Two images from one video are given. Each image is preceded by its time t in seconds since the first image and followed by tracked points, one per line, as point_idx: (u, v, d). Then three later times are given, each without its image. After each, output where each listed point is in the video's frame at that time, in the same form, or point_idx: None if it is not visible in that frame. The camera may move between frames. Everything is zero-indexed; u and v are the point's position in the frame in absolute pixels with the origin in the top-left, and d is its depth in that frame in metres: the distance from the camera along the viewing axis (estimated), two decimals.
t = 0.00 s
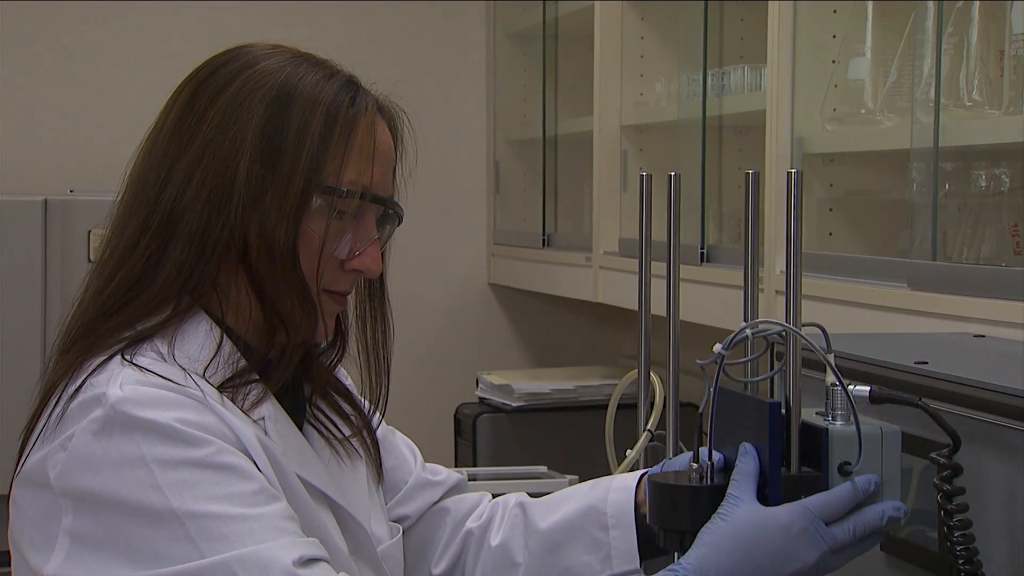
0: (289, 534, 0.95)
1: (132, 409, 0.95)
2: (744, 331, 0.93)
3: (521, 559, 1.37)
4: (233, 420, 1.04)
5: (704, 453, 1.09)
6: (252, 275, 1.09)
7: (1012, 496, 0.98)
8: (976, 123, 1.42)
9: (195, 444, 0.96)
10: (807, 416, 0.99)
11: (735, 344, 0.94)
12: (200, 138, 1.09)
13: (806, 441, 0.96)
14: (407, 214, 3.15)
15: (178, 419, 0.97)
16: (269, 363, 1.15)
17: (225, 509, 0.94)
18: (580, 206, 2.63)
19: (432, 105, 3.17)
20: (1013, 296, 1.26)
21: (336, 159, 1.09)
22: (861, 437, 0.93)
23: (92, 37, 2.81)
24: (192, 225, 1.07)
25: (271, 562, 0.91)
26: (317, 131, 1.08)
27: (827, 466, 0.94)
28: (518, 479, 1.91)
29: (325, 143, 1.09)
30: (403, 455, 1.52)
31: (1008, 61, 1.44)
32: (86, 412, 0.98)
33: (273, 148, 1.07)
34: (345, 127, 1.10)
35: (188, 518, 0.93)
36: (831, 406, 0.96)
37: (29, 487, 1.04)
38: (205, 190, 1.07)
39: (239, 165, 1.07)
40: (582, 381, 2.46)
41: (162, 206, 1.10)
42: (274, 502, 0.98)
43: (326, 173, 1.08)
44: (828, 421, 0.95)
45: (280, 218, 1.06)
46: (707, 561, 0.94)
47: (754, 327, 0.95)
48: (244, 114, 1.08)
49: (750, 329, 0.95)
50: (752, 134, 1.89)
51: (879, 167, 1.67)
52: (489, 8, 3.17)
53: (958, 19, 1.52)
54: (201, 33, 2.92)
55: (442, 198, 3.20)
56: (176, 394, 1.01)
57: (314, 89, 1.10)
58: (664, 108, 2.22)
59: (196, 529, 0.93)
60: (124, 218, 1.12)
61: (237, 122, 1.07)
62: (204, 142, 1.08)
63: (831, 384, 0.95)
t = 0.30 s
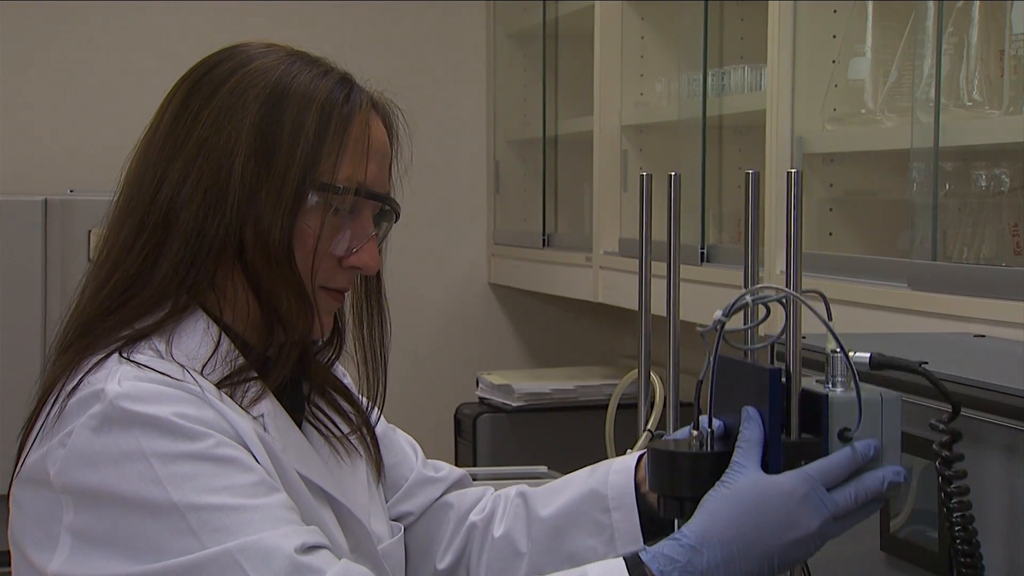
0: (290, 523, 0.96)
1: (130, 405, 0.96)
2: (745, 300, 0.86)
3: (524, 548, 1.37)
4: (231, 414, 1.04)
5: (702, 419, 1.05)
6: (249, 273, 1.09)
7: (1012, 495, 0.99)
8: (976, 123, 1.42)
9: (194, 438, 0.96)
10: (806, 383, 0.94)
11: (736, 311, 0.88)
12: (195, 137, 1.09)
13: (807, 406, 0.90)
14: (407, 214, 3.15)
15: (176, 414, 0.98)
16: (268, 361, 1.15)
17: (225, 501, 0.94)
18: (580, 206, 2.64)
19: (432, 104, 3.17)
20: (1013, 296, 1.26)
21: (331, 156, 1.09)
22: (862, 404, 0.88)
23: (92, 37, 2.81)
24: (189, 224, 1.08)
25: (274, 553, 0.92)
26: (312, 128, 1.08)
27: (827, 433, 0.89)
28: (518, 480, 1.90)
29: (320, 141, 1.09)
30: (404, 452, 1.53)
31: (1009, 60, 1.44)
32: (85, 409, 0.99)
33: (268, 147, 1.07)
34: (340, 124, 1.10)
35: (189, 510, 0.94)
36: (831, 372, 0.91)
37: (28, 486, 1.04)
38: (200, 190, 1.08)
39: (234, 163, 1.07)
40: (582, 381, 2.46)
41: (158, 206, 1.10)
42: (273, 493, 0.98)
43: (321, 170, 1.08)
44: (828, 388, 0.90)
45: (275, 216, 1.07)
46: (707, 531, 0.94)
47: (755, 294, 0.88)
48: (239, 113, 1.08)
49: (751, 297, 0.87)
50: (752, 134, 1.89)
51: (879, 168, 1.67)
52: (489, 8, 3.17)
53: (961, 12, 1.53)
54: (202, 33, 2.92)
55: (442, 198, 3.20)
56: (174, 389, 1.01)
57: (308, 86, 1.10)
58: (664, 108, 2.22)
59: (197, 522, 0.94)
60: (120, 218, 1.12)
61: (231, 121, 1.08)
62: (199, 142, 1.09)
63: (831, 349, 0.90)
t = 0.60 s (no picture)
0: (295, 505, 0.97)
1: (129, 398, 0.97)
2: (744, 244, 0.88)
3: (532, 529, 1.36)
4: (230, 406, 1.05)
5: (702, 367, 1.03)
6: (244, 269, 1.11)
7: (1014, 496, 0.98)
8: (975, 123, 1.42)
9: (195, 428, 0.97)
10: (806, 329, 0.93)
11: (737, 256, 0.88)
12: (184, 137, 1.11)
13: (807, 352, 0.90)
14: (407, 214, 3.15)
15: (176, 405, 0.99)
16: (266, 359, 1.16)
17: (229, 487, 0.95)
18: (580, 205, 2.64)
19: (432, 104, 3.16)
20: (1013, 296, 1.26)
21: (320, 148, 1.11)
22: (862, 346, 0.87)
23: (93, 37, 2.81)
24: (182, 223, 1.10)
25: (278, 532, 0.92)
26: (299, 121, 1.10)
27: (827, 377, 0.88)
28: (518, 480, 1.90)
29: (308, 134, 1.10)
30: (408, 447, 1.54)
31: (1008, 60, 1.45)
32: (84, 404, 1.00)
33: (256, 142, 1.09)
34: (328, 116, 1.11)
35: (192, 498, 0.94)
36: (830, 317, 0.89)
37: (32, 485, 1.05)
38: (192, 189, 1.10)
39: (223, 161, 1.09)
40: (582, 381, 2.45)
41: (151, 207, 1.12)
42: (275, 480, 0.99)
43: (310, 163, 1.10)
44: (828, 333, 0.88)
45: (267, 210, 1.08)
46: (710, 478, 0.94)
47: (754, 240, 0.89)
48: (226, 110, 1.10)
49: (749, 241, 0.89)
50: (752, 134, 1.89)
51: (879, 167, 1.67)
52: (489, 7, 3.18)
53: (961, 12, 1.56)
54: (202, 33, 2.92)
55: (442, 197, 3.20)
56: (174, 382, 1.02)
57: (293, 80, 1.12)
58: (664, 108, 2.22)
59: (202, 510, 0.94)
60: (114, 221, 1.15)
61: (219, 118, 1.10)
62: (189, 142, 1.11)
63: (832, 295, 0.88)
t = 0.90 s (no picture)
0: (299, 477, 0.98)
1: (132, 384, 0.98)
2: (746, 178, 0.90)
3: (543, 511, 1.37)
4: (233, 393, 1.06)
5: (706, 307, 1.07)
6: (241, 265, 1.12)
7: (1014, 496, 0.98)
8: (975, 123, 1.42)
9: (196, 410, 0.98)
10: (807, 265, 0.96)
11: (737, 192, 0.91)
12: (173, 137, 1.13)
13: (807, 285, 0.93)
14: (408, 214, 3.16)
15: (178, 389, 0.99)
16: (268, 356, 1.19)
17: (232, 465, 0.95)
18: (580, 206, 2.64)
19: (432, 104, 3.16)
20: (1013, 296, 1.26)
21: (306, 139, 1.11)
22: (862, 280, 0.91)
23: (93, 37, 2.81)
24: (175, 224, 1.11)
25: (285, 501, 0.93)
26: (282, 113, 1.10)
27: (827, 310, 0.91)
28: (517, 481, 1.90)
29: (292, 126, 1.11)
30: (417, 440, 1.53)
31: (1009, 60, 1.45)
32: (88, 391, 1.01)
33: (242, 138, 1.10)
34: (311, 106, 1.11)
35: (196, 478, 0.94)
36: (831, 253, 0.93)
37: (40, 479, 1.06)
38: (182, 188, 1.11)
39: (212, 158, 1.11)
40: (581, 381, 2.45)
41: (145, 209, 1.13)
42: (277, 458, 0.99)
43: (297, 156, 1.11)
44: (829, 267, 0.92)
45: (257, 205, 1.09)
46: (709, 412, 0.95)
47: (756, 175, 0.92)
48: (211, 108, 1.11)
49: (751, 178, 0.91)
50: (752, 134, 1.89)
51: (878, 168, 1.68)
52: (489, 7, 3.18)
53: (961, 12, 1.57)
54: (202, 33, 2.92)
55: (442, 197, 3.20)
56: (177, 368, 1.03)
57: (275, 72, 1.12)
58: (664, 108, 2.22)
59: (207, 489, 0.94)
60: (111, 225, 1.16)
61: (205, 116, 1.11)
62: (177, 142, 1.12)
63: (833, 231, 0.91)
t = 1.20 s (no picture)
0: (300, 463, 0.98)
1: (132, 377, 0.98)
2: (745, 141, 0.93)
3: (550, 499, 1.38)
4: (235, 387, 1.06)
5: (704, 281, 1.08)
6: (242, 263, 1.12)
7: (1014, 497, 0.98)
8: (975, 123, 1.42)
9: (195, 402, 0.98)
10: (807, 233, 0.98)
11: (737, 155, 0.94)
12: (172, 137, 1.13)
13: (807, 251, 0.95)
14: (408, 214, 3.16)
15: (179, 381, 1.00)
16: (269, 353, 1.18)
17: (233, 456, 0.95)
18: (580, 205, 2.64)
19: (432, 104, 3.16)
20: (1014, 295, 1.26)
21: (303, 137, 1.11)
22: (862, 245, 0.91)
23: (93, 37, 2.81)
24: (176, 223, 1.11)
25: (287, 484, 0.93)
26: (278, 111, 1.10)
27: (827, 275, 0.93)
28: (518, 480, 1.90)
29: (289, 123, 1.11)
30: (421, 435, 1.53)
31: (1009, 60, 1.45)
32: (89, 385, 1.02)
33: (240, 137, 1.10)
34: (308, 103, 1.11)
35: (198, 468, 0.94)
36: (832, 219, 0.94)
37: (43, 478, 1.06)
38: (182, 187, 1.11)
39: (210, 157, 1.11)
40: (582, 381, 2.45)
41: (145, 209, 1.13)
42: (277, 446, 0.99)
43: (295, 153, 1.11)
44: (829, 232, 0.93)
45: (256, 202, 1.09)
46: (709, 378, 0.95)
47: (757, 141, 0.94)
48: (209, 107, 1.11)
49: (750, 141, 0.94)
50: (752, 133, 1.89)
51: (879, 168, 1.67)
52: (490, 7, 3.18)
53: (961, 12, 1.56)
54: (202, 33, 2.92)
55: (442, 196, 3.20)
56: (177, 361, 1.03)
57: (271, 70, 1.12)
58: (664, 108, 2.22)
59: (209, 477, 0.94)
60: (113, 226, 1.16)
61: (203, 115, 1.11)
62: (176, 142, 1.12)
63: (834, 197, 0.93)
